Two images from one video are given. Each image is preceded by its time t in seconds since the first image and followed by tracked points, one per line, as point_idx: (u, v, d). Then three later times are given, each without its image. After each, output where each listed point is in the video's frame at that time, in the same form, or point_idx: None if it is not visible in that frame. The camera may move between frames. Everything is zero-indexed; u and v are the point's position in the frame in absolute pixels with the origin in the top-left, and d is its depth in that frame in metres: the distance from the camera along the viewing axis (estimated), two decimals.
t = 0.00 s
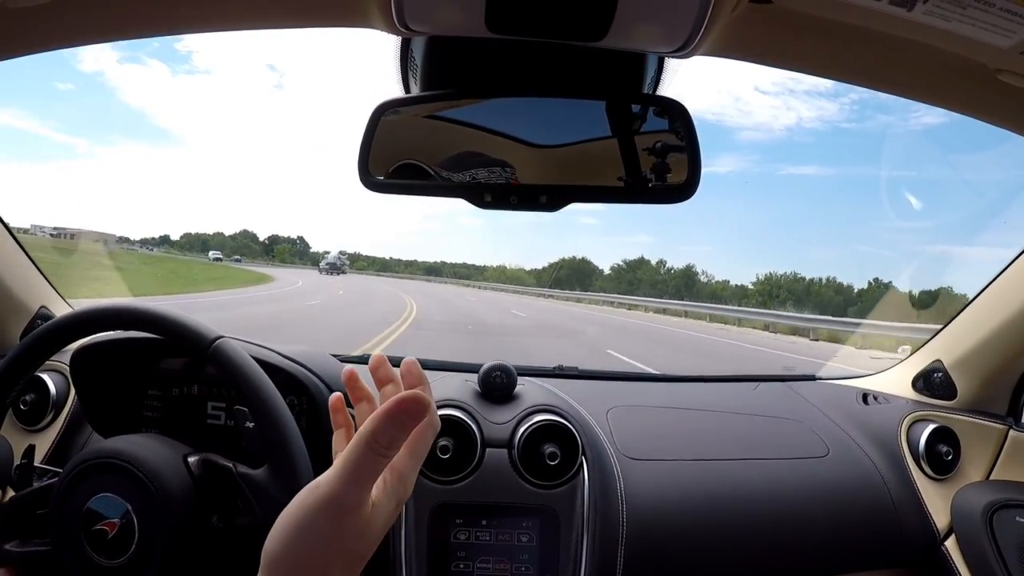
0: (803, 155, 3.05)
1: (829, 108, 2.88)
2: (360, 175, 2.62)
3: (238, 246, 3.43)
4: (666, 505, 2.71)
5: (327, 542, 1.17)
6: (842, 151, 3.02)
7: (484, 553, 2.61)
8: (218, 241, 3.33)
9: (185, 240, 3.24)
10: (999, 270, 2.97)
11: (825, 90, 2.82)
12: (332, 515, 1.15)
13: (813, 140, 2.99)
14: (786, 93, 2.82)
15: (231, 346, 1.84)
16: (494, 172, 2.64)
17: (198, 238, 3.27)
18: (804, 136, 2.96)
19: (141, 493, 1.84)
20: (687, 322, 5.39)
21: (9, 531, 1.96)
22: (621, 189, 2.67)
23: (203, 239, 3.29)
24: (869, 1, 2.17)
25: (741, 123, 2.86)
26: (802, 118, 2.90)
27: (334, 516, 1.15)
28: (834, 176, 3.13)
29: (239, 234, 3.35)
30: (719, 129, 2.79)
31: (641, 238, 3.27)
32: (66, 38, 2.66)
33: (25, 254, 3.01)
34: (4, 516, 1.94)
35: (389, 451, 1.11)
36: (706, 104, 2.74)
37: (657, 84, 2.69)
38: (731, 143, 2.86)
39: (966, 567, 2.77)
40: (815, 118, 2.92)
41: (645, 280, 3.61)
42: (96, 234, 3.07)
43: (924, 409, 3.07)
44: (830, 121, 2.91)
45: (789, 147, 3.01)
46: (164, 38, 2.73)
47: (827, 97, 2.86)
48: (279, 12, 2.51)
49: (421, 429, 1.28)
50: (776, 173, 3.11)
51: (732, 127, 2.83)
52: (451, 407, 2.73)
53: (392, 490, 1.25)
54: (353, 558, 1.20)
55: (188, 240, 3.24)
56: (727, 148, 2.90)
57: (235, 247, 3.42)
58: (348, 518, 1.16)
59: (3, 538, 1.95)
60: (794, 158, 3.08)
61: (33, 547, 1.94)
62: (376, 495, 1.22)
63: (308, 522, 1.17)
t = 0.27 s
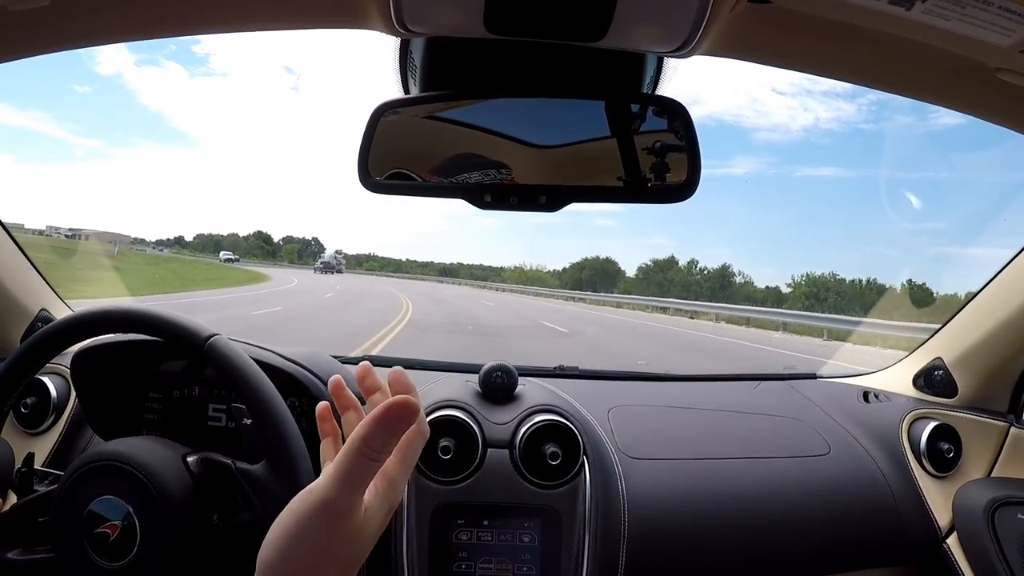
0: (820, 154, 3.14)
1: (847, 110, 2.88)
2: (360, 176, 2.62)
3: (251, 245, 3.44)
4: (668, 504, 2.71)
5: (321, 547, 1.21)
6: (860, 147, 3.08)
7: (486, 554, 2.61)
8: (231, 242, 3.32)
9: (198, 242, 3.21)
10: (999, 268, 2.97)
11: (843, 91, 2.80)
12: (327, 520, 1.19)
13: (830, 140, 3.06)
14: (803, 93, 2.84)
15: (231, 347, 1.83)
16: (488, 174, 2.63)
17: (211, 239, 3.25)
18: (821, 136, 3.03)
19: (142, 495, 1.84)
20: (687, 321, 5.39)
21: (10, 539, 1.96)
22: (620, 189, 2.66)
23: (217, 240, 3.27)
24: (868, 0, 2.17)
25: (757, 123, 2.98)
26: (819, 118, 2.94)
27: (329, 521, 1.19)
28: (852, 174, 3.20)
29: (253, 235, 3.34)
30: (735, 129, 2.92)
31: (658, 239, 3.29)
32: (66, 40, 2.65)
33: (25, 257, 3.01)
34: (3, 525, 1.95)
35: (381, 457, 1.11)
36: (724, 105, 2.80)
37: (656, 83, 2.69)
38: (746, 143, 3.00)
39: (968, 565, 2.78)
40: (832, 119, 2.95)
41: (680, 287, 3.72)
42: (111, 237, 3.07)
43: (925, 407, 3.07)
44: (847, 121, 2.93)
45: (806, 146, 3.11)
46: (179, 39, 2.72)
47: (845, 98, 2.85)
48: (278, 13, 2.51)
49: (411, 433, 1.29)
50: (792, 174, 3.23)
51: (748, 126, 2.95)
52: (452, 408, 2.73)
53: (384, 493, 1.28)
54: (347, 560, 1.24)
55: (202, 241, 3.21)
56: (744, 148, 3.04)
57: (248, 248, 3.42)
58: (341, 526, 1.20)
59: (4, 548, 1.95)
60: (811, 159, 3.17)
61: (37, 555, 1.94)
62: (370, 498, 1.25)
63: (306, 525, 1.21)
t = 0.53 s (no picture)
0: (840, 160, 3.07)
1: (867, 110, 2.89)
2: (360, 173, 2.62)
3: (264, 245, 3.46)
4: (667, 501, 2.71)
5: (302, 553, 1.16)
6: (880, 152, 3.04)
7: (485, 550, 2.61)
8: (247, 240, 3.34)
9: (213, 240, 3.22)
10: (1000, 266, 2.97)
11: (862, 93, 2.82)
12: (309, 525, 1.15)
13: (850, 144, 3.01)
14: (823, 96, 2.84)
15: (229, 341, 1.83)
16: (490, 173, 2.66)
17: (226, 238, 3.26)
18: (840, 139, 2.99)
19: (141, 490, 1.84)
20: (686, 320, 5.38)
21: (9, 538, 1.97)
22: (620, 185, 2.66)
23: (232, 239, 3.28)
24: None
25: (778, 126, 2.94)
26: (839, 121, 2.93)
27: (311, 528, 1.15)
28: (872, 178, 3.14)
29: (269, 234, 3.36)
30: (753, 132, 2.91)
31: (675, 240, 3.27)
32: (67, 36, 2.66)
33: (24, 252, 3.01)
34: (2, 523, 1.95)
35: (359, 467, 1.11)
36: (743, 107, 2.81)
37: (656, 81, 2.69)
38: (765, 147, 2.98)
39: (966, 564, 2.78)
40: (851, 121, 2.94)
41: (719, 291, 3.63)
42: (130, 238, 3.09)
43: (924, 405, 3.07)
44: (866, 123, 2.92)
45: (827, 150, 3.04)
46: (201, 40, 2.74)
47: (864, 100, 2.86)
48: (279, 10, 2.51)
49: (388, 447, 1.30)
50: (814, 176, 3.12)
51: (767, 130, 2.92)
52: (451, 404, 2.73)
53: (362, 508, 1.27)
54: None
55: (217, 240, 3.22)
56: (763, 150, 3.01)
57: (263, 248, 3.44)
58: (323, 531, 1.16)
59: (4, 547, 1.95)
60: (831, 162, 3.09)
61: (37, 553, 1.94)
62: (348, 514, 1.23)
63: (288, 535, 1.16)
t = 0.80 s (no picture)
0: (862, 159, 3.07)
1: (888, 113, 2.88)
2: (360, 175, 2.62)
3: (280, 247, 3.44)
4: (666, 504, 2.71)
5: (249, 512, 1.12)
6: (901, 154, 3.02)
7: (484, 553, 2.60)
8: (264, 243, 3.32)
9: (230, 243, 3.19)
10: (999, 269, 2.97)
11: (885, 96, 2.81)
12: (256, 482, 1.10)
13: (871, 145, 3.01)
14: (845, 98, 2.83)
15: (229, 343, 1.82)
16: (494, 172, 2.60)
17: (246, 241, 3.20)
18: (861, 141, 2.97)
19: (141, 492, 1.84)
20: (685, 321, 5.39)
21: (9, 541, 1.97)
22: (620, 188, 2.64)
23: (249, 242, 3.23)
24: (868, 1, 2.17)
25: (800, 128, 2.95)
26: (860, 123, 2.92)
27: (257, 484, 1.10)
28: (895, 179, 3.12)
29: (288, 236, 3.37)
30: (773, 133, 2.93)
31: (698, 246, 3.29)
32: (67, 37, 2.66)
33: (23, 252, 3.01)
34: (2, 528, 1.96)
35: (322, 418, 1.03)
36: (762, 110, 2.86)
37: (656, 84, 2.69)
38: (785, 149, 3.01)
39: (966, 567, 2.78)
40: (873, 123, 2.92)
41: (765, 296, 3.54)
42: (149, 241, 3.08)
43: (924, 408, 3.07)
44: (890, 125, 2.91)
45: (847, 152, 3.06)
46: (223, 43, 2.75)
47: (886, 103, 2.86)
48: (279, 12, 2.51)
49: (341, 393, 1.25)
50: (833, 178, 3.17)
51: (788, 132, 2.93)
52: (451, 406, 2.73)
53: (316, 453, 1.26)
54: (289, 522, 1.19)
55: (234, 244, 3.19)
56: (784, 154, 3.05)
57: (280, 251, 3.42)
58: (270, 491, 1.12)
59: (4, 551, 1.95)
60: (851, 162, 3.10)
61: (37, 556, 1.94)
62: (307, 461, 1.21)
63: (243, 489, 1.11)
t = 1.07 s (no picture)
0: (890, 164, 3.04)
1: (913, 114, 2.87)
2: (360, 173, 2.62)
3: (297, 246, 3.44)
4: (666, 503, 2.71)
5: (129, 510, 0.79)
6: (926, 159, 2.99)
7: (484, 551, 2.60)
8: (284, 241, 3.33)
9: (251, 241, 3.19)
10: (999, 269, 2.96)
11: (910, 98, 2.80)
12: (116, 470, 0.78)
13: (898, 149, 2.99)
14: (869, 100, 2.82)
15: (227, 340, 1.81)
16: (484, 170, 2.64)
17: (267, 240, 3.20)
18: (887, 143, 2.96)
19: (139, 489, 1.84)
20: (685, 321, 5.40)
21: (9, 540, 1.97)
22: (621, 186, 2.66)
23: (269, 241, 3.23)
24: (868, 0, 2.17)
25: (823, 131, 2.96)
26: (885, 125, 2.91)
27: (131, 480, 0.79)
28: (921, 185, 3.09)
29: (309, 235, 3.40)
30: (798, 135, 2.97)
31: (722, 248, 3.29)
32: (67, 34, 2.66)
33: (23, 250, 3.01)
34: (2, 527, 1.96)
35: (141, 444, 0.77)
36: (787, 112, 2.90)
37: (657, 83, 2.69)
38: (810, 151, 3.04)
39: (965, 566, 2.77)
40: (899, 125, 2.91)
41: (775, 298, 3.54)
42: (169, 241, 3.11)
43: (924, 408, 3.07)
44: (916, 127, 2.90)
45: (877, 157, 3.04)
46: (245, 46, 2.79)
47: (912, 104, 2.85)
48: (279, 10, 2.51)
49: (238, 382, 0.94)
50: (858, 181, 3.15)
51: (813, 134, 2.96)
52: (451, 404, 2.73)
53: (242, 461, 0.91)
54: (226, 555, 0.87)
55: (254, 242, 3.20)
56: (807, 155, 3.06)
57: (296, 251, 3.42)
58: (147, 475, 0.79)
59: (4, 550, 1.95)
60: (876, 167, 3.08)
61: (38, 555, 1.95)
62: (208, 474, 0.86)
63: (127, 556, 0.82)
